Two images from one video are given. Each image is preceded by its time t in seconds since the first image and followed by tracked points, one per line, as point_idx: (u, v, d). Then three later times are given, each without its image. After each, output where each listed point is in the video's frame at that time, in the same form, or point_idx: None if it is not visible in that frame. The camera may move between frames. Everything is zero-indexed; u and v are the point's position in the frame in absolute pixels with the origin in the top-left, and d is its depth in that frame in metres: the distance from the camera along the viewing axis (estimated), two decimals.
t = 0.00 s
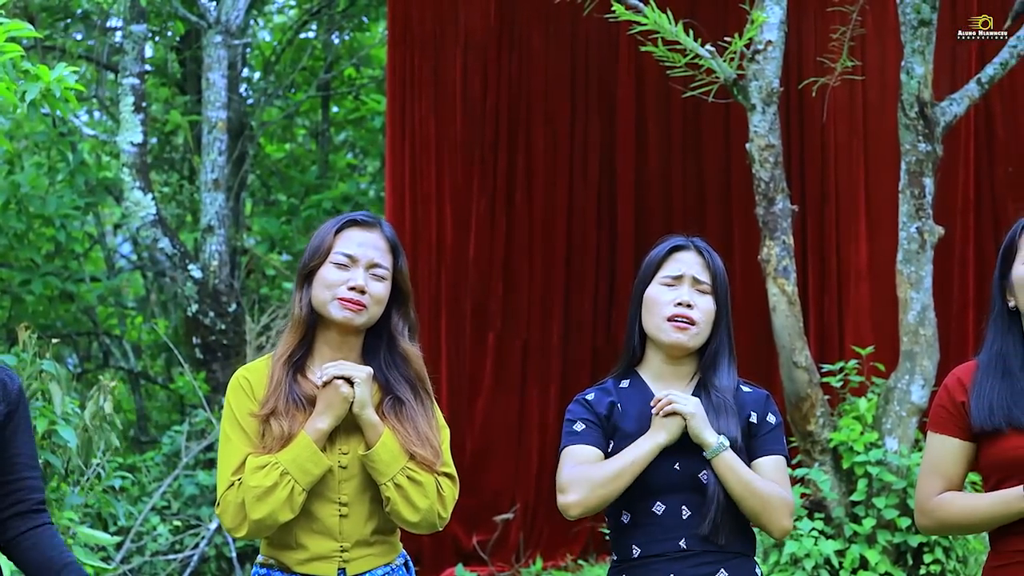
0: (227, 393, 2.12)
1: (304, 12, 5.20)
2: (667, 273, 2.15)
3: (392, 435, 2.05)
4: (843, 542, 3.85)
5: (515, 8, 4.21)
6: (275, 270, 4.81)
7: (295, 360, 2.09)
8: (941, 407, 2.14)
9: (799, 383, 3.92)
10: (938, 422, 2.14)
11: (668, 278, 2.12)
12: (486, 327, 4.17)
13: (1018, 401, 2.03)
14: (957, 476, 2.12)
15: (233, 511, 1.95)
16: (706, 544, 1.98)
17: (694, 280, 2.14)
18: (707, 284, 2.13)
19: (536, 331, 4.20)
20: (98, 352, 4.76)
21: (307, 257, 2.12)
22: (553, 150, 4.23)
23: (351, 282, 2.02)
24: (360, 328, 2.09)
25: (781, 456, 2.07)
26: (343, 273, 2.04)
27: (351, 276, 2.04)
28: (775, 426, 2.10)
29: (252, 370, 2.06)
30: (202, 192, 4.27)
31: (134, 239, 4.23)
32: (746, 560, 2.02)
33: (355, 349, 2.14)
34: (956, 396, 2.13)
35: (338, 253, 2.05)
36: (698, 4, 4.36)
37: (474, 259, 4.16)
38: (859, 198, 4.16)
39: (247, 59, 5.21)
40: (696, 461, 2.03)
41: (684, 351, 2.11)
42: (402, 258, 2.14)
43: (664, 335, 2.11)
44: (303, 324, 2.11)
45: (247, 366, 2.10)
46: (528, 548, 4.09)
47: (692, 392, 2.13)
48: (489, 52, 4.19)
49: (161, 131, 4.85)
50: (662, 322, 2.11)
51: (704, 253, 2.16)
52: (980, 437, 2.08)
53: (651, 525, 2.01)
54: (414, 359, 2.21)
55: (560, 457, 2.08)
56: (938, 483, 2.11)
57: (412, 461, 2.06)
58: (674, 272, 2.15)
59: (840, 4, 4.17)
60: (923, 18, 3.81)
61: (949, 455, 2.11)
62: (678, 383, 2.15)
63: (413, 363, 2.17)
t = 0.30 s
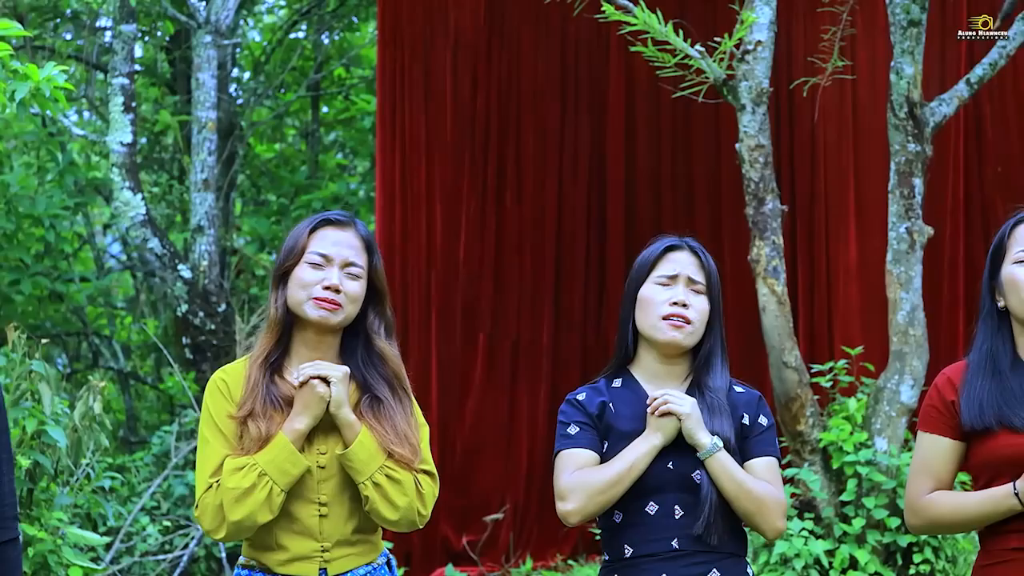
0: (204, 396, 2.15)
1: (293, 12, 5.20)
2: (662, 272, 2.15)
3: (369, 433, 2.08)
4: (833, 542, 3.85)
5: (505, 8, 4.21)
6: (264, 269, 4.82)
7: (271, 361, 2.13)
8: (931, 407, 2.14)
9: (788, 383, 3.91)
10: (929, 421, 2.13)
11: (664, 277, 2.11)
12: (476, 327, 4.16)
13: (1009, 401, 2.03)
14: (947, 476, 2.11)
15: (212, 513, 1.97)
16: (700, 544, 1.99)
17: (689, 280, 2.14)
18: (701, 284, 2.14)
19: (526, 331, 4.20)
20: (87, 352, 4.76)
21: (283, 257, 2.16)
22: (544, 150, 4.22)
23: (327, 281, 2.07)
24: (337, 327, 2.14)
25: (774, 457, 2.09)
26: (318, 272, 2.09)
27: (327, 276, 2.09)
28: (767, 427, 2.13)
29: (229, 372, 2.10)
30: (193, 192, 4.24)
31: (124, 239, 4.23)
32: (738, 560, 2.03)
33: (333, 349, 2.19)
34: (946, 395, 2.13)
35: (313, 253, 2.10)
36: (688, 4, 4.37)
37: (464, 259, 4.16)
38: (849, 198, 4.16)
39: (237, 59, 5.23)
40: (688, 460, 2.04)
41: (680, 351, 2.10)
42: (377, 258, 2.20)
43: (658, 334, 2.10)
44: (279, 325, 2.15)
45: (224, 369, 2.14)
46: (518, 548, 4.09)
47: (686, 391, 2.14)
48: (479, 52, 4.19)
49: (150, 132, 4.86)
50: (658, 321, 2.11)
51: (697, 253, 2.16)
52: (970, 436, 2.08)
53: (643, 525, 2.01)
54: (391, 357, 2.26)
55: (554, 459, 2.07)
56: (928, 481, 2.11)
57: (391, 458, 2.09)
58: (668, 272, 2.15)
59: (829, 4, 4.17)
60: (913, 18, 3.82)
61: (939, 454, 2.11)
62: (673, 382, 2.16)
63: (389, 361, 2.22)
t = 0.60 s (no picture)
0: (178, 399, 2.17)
1: (282, 11, 5.20)
2: (657, 272, 2.15)
3: (344, 431, 2.10)
4: (821, 541, 3.85)
5: (494, 7, 4.21)
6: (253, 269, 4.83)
7: (244, 362, 2.15)
8: (920, 406, 2.14)
9: (777, 383, 3.92)
10: (918, 420, 2.13)
11: (658, 277, 2.12)
12: (465, 326, 4.16)
13: (997, 400, 2.03)
14: (935, 474, 2.12)
15: (188, 516, 2.00)
16: (693, 545, 2.00)
17: (683, 279, 2.14)
18: (696, 283, 2.15)
19: (515, 331, 4.20)
20: (76, 352, 4.76)
21: (255, 258, 2.18)
22: (532, 150, 4.22)
23: (299, 281, 2.09)
24: (311, 327, 2.16)
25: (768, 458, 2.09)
26: (290, 272, 2.11)
27: (298, 275, 2.11)
28: (762, 428, 2.12)
29: (203, 375, 2.12)
30: (181, 192, 4.23)
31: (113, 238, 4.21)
32: (729, 560, 2.04)
33: (306, 348, 2.22)
34: (935, 394, 2.13)
35: (285, 253, 2.11)
36: (676, 4, 4.37)
37: (452, 259, 4.16)
38: (837, 198, 4.17)
39: (226, 58, 5.22)
40: (682, 461, 2.04)
41: (676, 350, 2.11)
42: (348, 256, 2.21)
43: (654, 333, 2.11)
44: (251, 325, 2.17)
45: (197, 371, 2.15)
46: (507, 548, 4.09)
47: (682, 391, 2.14)
48: (468, 52, 4.19)
49: (139, 131, 4.85)
50: (653, 320, 2.11)
51: (692, 252, 2.17)
52: (959, 434, 2.08)
53: (635, 525, 2.02)
54: (365, 355, 2.28)
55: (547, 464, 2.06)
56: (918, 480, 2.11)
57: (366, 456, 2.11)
58: (663, 271, 2.16)
59: (818, 4, 4.17)
60: (901, 17, 3.82)
61: (929, 453, 2.11)
62: (668, 382, 2.16)
63: (363, 359, 2.25)
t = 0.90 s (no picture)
0: (148, 402, 2.18)
1: (266, 10, 5.20)
2: (650, 271, 2.18)
3: (316, 431, 2.10)
4: (805, 541, 3.85)
5: (478, 7, 4.21)
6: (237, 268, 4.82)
7: (212, 363, 2.16)
8: (904, 405, 2.14)
9: (760, 382, 3.93)
10: (902, 419, 2.14)
11: (651, 275, 2.15)
12: (449, 326, 4.16)
13: (981, 400, 2.03)
14: (919, 473, 2.11)
15: (159, 519, 2.00)
16: (684, 545, 2.01)
17: (676, 277, 2.16)
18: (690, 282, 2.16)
19: (499, 331, 4.20)
20: (58, 351, 4.74)
21: (221, 257, 2.19)
22: (516, 149, 4.22)
23: (266, 279, 2.10)
24: (279, 325, 2.17)
25: (758, 460, 2.11)
26: (256, 271, 2.12)
27: (265, 274, 2.12)
28: (753, 430, 2.14)
29: (170, 377, 2.12)
30: (165, 191, 4.20)
31: (95, 238, 4.20)
32: (720, 561, 2.04)
33: (274, 347, 2.22)
34: (920, 393, 2.13)
35: (250, 252, 2.12)
36: (660, 4, 4.37)
37: (436, 258, 4.15)
38: (821, 198, 4.17)
39: (210, 58, 5.18)
40: (674, 463, 2.05)
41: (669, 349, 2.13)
42: (315, 254, 2.22)
43: (646, 332, 2.13)
44: (219, 327, 2.18)
45: (166, 374, 2.16)
46: (491, 548, 4.09)
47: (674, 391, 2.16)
48: (452, 51, 4.18)
49: (121, 130, 4.81)
50: (645, 318, 2.13)
51: (685, 251, 2.19)
52: (944, 434, 2.09)
53: (626, 524, 2.03)
54: (333, 352, 2.29)
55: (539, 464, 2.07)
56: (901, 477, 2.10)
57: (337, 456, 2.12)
58: (655, 270, 2.18)
59: (802, 3, 4.18)
60: (885, 17, 3.83)
61: (913, 451, 2.11)
62: (661, 381, 2.19)
63: (332, 357, 2.26)
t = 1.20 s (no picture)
0: (120, 403, 2.17)
1: (249, 9, 5.19)
2: (648, 269, 2.26)
3: (288, 431, 2.10)
4: (788, 540, 3.86)
5: (461, 7, 4.21)
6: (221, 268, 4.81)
7: (183, 364, 2.15)
8: (890, 388, 2.24)
9: (743, 382, 3.93)
10: (885, 404, 2.23)
11: (649, 273, 2.24)
12: (432, 326, 4.16)
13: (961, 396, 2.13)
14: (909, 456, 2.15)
15: (131, 521, 2.01)
16: (676, 542, 2.08)
17: (673, 275, 2.24)
18: (687, 280, 2.25)
19: (483, 330, 4.20)
20: (41, 351, 4.74)
21: (193, 257, 2.19)
22: (500, 149, 4.23)
23: (237, 277, 2.11)
24: (250, 325, 2.17)
25: (753, 456, 2.18)
26: (227, 269, 2.13)
27: (236, 271, 2.13)
28: (748, 426, 2.21)
29: (142, 378, 2.12)
30: (148, 190, 4.21)
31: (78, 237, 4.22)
32: (712, 561, 2.11)
33: (247, 347, 2.22)
34: (904, 379, 2.23)
35: (221, 250, 2.13)
36: (644, 4, 4.37)
37: (419, 258, 4.15)
38: (805, 198, 4.17)
39: (193, 56, 5.19)
40: (668, 461, 2.12)
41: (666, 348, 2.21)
42: (287, 252, 2.23)
43: (645, 329, 2.22)
44: (189, 328, 2.18)
45: (137, 375, 2.15)
46: (474, 547, 4.08)
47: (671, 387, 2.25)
48: (436, 51, 4.19)
49: (105, 130, 4.84)
50: (644, 316, 2.22)
51: (683, 250, 2.27)
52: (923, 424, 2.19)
53: (620, 522, 2.10)
54: (307, 351, 2.29)
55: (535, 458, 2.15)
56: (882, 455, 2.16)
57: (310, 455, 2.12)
58: (653, 268, 2.27)
59: (785, 4, 4.18)
60: (868, 18, 3.84)
61: (898, 433, 2.18)
62: (659, 378, 2.27)
63: (305, 356, 2.26)
